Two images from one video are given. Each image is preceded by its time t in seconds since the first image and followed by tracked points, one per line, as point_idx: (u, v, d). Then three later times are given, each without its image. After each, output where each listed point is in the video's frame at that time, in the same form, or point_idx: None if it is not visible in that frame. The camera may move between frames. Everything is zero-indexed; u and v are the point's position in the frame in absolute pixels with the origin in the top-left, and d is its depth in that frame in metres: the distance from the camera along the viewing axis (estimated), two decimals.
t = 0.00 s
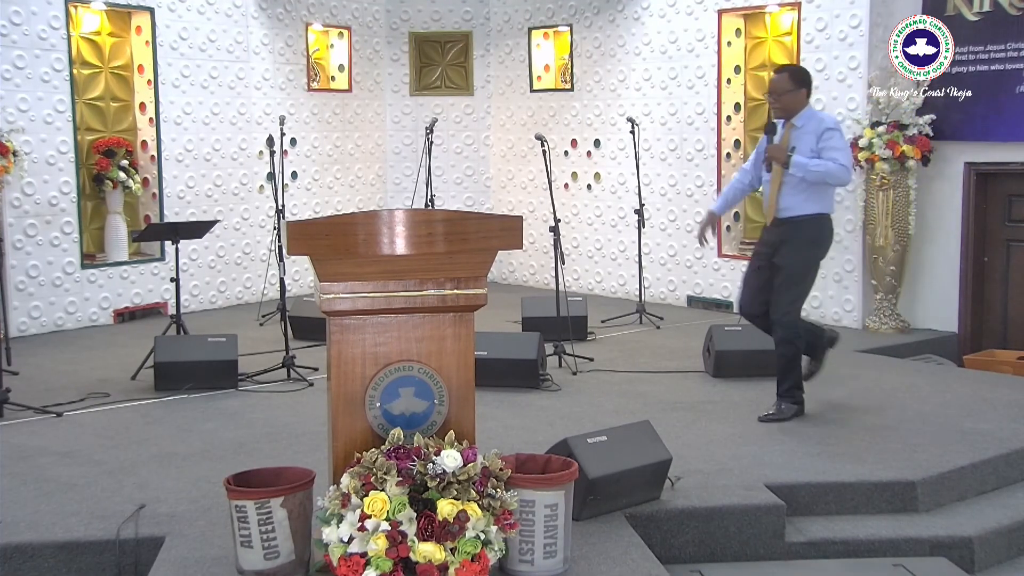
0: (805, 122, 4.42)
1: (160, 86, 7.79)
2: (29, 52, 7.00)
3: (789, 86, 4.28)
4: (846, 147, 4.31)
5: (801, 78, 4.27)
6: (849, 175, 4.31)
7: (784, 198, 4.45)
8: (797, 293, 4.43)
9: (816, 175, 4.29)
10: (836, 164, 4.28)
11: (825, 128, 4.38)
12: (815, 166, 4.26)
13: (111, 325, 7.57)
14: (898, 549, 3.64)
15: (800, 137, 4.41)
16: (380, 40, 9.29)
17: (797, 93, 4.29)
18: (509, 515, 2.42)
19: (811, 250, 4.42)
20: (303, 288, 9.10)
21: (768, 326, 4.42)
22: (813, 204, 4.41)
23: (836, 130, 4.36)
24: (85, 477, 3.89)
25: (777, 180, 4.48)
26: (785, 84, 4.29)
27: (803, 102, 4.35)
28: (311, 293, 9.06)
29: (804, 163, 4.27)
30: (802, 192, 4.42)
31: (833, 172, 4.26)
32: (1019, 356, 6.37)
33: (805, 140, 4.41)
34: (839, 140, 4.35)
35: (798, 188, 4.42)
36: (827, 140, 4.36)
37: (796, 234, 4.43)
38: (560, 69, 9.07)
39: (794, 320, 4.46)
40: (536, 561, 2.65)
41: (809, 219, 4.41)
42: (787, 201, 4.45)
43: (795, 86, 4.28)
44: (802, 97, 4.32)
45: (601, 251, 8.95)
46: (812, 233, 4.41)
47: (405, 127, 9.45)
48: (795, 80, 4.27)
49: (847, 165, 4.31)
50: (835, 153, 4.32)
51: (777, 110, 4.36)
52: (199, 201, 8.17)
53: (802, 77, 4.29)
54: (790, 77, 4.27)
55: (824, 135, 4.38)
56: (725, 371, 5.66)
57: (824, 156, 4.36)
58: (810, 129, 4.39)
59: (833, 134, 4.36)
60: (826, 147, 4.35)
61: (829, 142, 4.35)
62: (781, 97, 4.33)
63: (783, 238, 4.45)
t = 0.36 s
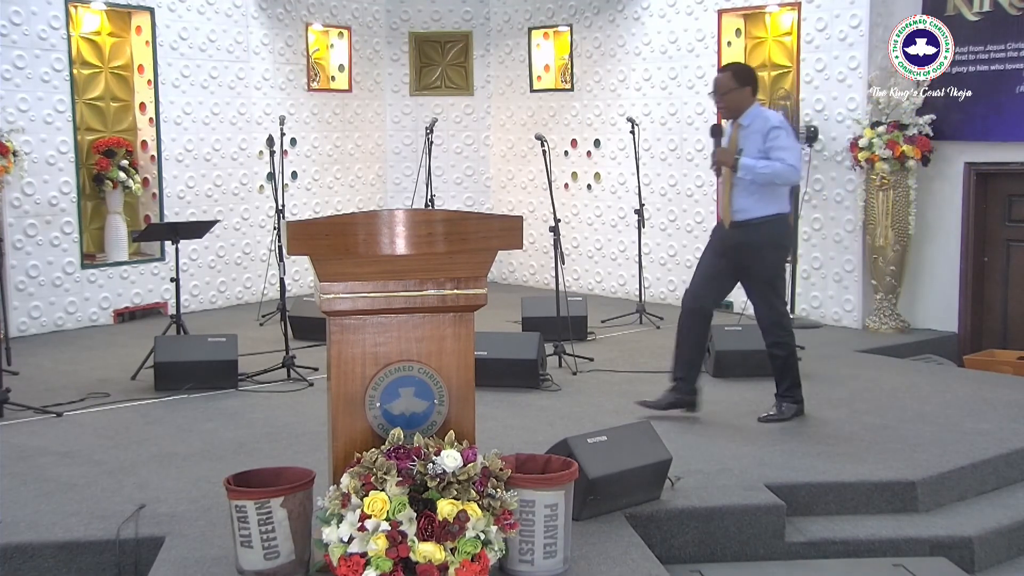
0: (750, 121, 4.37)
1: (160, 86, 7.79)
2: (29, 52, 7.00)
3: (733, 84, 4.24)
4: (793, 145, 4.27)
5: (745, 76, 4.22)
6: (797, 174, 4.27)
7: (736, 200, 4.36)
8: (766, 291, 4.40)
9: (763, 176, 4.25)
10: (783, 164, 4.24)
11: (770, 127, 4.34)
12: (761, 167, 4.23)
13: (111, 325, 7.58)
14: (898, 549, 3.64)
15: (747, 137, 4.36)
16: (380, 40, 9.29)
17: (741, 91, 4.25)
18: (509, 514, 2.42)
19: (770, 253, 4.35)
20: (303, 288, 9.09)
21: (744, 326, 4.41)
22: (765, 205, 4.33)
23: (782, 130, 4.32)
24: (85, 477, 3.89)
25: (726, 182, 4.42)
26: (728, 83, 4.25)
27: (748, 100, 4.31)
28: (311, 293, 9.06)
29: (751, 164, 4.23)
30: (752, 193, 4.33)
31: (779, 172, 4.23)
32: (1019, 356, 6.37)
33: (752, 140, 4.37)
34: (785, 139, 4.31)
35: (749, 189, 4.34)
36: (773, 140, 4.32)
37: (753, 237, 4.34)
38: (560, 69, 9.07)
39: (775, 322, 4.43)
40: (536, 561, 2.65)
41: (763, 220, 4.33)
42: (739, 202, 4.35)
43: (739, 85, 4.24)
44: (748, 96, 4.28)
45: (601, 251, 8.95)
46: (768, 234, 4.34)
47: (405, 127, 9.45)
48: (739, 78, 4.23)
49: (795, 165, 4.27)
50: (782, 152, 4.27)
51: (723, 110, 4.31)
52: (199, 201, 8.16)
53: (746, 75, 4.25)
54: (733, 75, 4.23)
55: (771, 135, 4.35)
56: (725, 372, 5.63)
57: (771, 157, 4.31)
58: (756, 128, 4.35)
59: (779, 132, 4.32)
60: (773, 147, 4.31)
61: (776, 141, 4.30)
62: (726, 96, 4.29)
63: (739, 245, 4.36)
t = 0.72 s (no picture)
0: (683, 123, 4.22)
1: (160, 86, 7.78)
2: (29, 52, 7.00)
3: (664, 86, 4.10)
4: (725, 151, 4.14)
5: (677, 79, 4.07)
6: (729, 182, 4.14)
7: (667, 205, 4.23)
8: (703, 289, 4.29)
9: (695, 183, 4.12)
10: (716, 172, 4.12)
11: (703, 130, 4.19)
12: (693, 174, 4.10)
13: (111, 324, 7.58)
14: (898, 549, 3.64)
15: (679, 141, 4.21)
16: (380, 40, 9.29)
17: (672, 94, 4.11)
18: (509, 515, 2.42)
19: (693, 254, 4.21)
20: (303, 288, 9.10)
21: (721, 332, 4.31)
22: (695, 210, 4.20)
23: (715, 134, 4.18)
24: (85, 477, 3.89)
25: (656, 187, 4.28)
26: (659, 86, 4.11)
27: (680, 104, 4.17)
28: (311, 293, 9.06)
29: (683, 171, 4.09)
30: (683, 198, 4.20)
31: (711, 180, 4.10)
32: (1019, 356, 6.37)
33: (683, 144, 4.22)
34: (717, 144, 4.17)
35: (679, 193, 4.21)
36: (706, 144, 4.18)
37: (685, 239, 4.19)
38: (560, 69, 9.07)
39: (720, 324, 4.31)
40: (536, 561, 2.65)
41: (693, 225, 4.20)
42: (668, 207, 4.21)
43: (671, 87, 4.10)
44: (680, 99, 4.14)
45: (601, 251, 8.95)
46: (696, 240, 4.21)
47: (405, 127, 9.45)
48: (671, 80, 4.08)
49: (728, 171, 4.15)
50: (714, 159, 4.15)
51: (654, 113, 4.15)
52: (199, 201, 8.16)
53: (678, 77, 4.09)
54: (665, 78, 4.07)
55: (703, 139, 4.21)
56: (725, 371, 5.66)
57: (703, 162, 4.18)
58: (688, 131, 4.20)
59: (711, 136, 4.18)
60: (704, 152, 4.17)
61: (708, 146, 4.17)
62: (656, 99, 4.14)
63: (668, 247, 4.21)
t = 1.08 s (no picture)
0: (631, 121, 4.12)
1: (160, 86, 7.78)
2: (29, 52, 7.00)
3: (611, 83, 4.02)
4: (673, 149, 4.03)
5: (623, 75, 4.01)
6: (677, 179, 4.02)
7: (612, 202, 4.12)
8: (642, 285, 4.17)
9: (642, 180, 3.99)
10: (663, 169, 4.00)
11: (650, 128, 4.09)
12: (640, 171, 3.97)
13: (111, 325, 7.57)
14: (899, 549, 3.64)
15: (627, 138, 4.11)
16: (380, 40, 9.28)
17: (621, 91, 4.02)
18: (509, 514, 2.42)
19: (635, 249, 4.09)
20: (303, 288, 9.10)
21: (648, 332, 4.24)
22: (642, 207, 4.09)
23: (663, 132, 4.07)
24: (85, 477, 3.89)
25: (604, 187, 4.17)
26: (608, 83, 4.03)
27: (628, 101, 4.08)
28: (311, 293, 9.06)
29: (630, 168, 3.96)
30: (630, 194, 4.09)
31: (659, 177, 3.98)
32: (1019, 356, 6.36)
33: (630, 142, 4.13)
34: (666, 142, 4.06)
35: (625, 191, 4.10)
36: (653, 142, 4.08)
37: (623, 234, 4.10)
38: (560, 69, 9.07)
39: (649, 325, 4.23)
40: (536, 561, 2.65)
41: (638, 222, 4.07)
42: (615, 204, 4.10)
43: (619, 84, 4.02)
44: (628, 96, 4.06)
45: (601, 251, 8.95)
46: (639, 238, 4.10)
47: (405, 127, 9.45)
48: (617, 77, 4.01)
49: (676, 170, 4.03)
50: (662, 157, 4.03)
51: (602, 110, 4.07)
52: (199, 201, 8.16)
53: (624, 74, 4.02)
54: (611, 75, 4.01)
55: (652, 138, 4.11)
56: (725, 372, 5.66)
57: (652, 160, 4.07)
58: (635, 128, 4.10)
59: (659, 134, 4.07)
60: (652, 150, 4.07)
61: (656, 144, 4.07)
62: (604, 96, 4.05)
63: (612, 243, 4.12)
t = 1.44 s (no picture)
0: (563, 122, 3.85)
1: (160, 86, 7.79)
2: (29, 52, 7.00)
3: (543, 83, 3.74)
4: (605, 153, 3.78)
5: (557, 74, 3.74)
6: (609, 184, 3.78)
7: (543, 207, 3.84)
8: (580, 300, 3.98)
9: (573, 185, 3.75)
10: (594, 173, 3.75)
11: (582, 131, 3.83)
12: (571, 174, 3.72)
13: (111, 325, 7.58)
14: (899, 549, 3.64)
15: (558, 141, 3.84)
16: (380, 40, 9.29)
17: (554, 92, 3.75)
18: (509, 514, 2.42)
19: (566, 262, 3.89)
20: (303, 288, 9.10)
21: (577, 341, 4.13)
22: (572, 212, 3.82)
23: (595, 135, 3.82)
24: (85, 477, 3.89)
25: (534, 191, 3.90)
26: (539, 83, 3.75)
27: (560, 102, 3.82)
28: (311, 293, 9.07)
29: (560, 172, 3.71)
30: (561, 200, 3.81)
31: (590, 181, 3.73)
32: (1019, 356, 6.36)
33: (561, 145, 3.86)
34: (598, 145, 3.81)
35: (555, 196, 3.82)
36: (585, 145, 3.82)
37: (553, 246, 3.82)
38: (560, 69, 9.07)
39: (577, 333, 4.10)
40: (536, 561, 2.65)
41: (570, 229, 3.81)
42: (544, 208, 3.83)
43: (552, 84, 3.75)
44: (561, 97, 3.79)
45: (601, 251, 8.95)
46: (570, 248, 3.82)
47: (405, 127, 9.45)
48: (551, 76, 3.74)
49: (607, 175, 3.79)
50: (594, 160, 3.78)
51: (534, 109, 3.79)
52: (199, 201, 8.16)
53: (558, 72, 3.75)
54: (545, 74, 3.74)
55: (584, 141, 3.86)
56: (725, 372, 5.67)
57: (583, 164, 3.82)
58: (567, 131, 3.83)
59: (591, 137, 3.82)
60: (584, 153, 3.81)
61: (587, 148, 3.80)
62: (535, 96, 3.78)
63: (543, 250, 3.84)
